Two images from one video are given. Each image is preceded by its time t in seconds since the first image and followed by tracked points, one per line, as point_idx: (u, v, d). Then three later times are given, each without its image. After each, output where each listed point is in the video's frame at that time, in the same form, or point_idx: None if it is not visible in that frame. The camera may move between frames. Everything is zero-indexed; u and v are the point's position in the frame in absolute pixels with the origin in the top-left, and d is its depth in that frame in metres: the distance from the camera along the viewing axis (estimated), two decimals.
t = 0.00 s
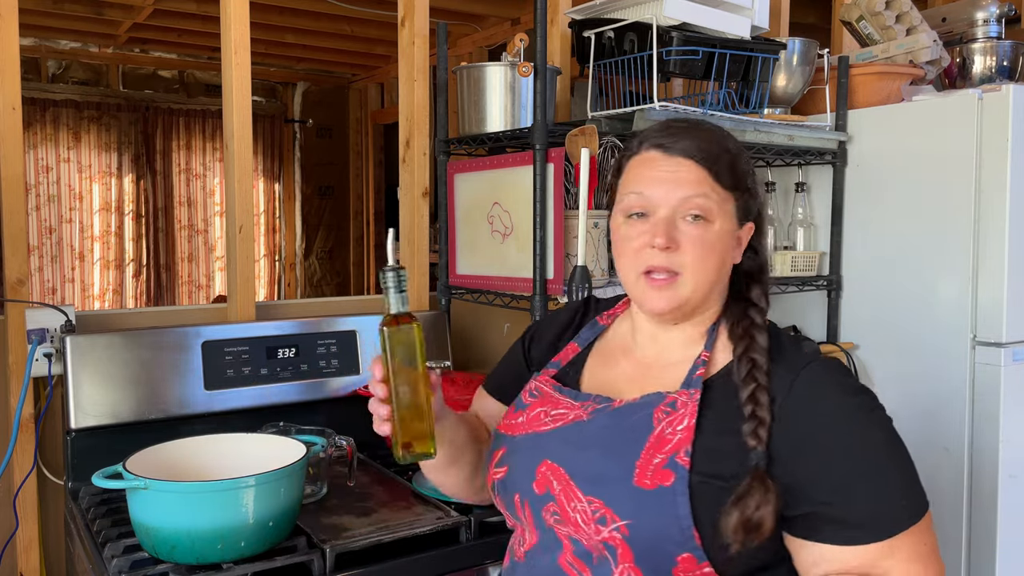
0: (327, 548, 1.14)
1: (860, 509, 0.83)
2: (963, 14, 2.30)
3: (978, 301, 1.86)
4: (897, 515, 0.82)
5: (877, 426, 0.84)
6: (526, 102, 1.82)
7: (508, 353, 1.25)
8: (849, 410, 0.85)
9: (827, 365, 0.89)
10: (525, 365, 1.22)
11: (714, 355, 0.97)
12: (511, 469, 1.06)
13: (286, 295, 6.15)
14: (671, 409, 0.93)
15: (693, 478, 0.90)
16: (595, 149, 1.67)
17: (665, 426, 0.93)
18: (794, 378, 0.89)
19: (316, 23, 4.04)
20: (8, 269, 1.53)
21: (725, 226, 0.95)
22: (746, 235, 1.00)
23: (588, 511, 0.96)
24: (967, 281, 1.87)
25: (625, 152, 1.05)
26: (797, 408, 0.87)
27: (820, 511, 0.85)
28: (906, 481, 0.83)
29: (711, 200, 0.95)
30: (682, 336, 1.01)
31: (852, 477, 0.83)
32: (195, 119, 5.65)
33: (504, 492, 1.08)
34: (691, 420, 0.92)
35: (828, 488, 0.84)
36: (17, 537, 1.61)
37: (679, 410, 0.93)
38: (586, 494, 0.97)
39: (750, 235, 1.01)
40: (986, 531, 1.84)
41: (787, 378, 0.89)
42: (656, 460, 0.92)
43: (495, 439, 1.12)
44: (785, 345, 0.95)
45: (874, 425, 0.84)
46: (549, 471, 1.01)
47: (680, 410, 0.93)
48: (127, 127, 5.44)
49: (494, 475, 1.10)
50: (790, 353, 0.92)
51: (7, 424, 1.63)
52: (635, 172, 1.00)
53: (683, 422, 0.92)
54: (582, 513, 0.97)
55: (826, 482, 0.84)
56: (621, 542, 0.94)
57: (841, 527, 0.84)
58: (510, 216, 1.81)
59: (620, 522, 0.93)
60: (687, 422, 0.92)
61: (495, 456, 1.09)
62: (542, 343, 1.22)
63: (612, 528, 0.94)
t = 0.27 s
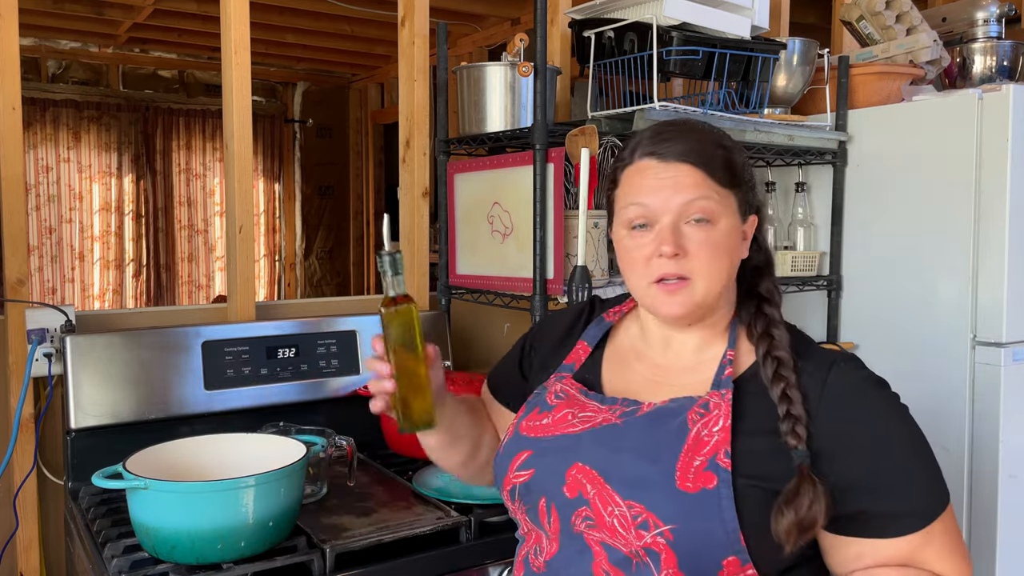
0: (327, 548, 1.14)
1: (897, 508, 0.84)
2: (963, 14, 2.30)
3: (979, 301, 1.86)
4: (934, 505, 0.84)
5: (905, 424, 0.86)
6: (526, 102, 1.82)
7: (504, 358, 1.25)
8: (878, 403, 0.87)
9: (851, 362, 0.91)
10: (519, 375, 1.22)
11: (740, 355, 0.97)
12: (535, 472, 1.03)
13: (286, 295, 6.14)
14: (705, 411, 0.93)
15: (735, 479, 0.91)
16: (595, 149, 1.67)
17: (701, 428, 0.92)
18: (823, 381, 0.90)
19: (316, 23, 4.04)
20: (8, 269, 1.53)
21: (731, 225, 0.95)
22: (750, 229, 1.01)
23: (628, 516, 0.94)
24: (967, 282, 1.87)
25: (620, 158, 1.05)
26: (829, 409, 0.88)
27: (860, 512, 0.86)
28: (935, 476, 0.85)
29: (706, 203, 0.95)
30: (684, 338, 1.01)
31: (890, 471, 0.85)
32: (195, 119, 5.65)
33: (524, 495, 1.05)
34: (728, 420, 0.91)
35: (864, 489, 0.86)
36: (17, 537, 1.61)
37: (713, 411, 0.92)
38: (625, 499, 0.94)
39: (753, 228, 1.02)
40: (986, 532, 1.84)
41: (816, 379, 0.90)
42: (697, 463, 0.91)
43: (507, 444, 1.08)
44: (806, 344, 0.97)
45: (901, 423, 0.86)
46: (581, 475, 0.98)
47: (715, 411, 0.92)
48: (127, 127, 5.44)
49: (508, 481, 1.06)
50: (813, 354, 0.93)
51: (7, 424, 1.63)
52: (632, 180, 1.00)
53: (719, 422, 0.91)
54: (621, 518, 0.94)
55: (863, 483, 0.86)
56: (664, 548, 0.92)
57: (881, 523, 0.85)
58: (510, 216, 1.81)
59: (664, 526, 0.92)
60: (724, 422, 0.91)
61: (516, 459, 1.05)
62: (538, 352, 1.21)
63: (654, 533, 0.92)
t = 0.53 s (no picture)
0: (327, 548, 1.14)
1: (904, 538, 0.82)
2: (963, 14, 2.30)
3: (979, 302, 1.86)
4: (937, 543, 0.82)
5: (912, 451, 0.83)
6: (526, 102, 1.82)
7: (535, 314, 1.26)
8: (890, 435, 0.83)
9: (864, 387, 0.87)
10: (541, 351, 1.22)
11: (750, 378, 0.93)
12: (538, 466, 1.02)
13: (286, 295, 6.15)
14: (713, 435, 0.90)
15: (732, 506, 0.89)
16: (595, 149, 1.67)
17: (706, 451, 0.90)
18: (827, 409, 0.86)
19: (316, 23, 4.04)
20: (8, 269, 1.53)
21: (656, 248, 0.91)
22: (717, 252, 0.90)
23: (620, 527, 0.94)
24: (967, 282, 1.87)
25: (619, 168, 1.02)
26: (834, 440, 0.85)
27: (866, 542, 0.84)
28: (943, 503, 0.83)
29: (663, 219, 0.90)
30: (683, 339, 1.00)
31: (896, 506, 0.82)
32: (195, 119, 5.65)
33: (524, 488, 1.05)
34: (734, 450, 0.89)
35: (871, 518, 0.83)
36: (17, 537, 1.61)
37: (721, 437, 0.90)
38: (619, 510, 0.94)
39: (725, 251, 0.90)
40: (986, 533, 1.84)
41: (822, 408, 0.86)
42: (694, 485, 0.89)
43: (518, 435, 1.07)
44: (813, 363, 0.92)
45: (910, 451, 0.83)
46: (580, 477, 0.98)
47: (722, 437, 0.90)
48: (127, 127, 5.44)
49: (513, 472, 1.06)
50: (821, 377, 0.89)
51: (7, 424, 1.63)
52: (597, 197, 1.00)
53: (725, 449, 0.89)
54: (612, 527, 0.94)
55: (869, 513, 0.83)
56: (652, 565, 0.92)
57: (883, 558, 0.83)
58: (510, 216, 1.81)
59: (653, 545, 0.91)
60: (729, 450, 0.89)
61: (523, 450, 1.05)
62: (558, 334, 1.20)
63: (642, 550, 0.92)
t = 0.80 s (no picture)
0: (327, 548, 1.14)
1: (889, 543, 0.82)
2: (963, 14, 2.30)
3: (979, 302, 1.86)
4: (919, 551, 0.82)
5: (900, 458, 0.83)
6: (526, 102, 1.82)
7: (534, 295, 1.24)
8: (876, 442, 0.83)
9: (851, 391, 0.87)
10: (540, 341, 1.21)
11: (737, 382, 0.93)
12: (521, 463, 1.03)
13: (286, 295, 6.15)
14: (688, 433, 0.91)
15: (700, 506, 0.89)
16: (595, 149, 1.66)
17: (681, 450, 0.90)
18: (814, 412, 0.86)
19: (316, 23, 4.04)
20: (8, 269, 1.53)
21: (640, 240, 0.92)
22: (697, 252, 0.90)
23: (592, 525, 0.94)
24: (967, 282, 1.87)
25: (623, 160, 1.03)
26: (819, 445, 0.85)
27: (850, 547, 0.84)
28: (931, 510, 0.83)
29: (646, 216, 0.92)
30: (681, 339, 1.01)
31: (879, 514, 0.82)
32: (195, 119, 5.65)
33: (510, 484, 1.05)
34: (707, 449, 0.89)
35: (856, 523, 0.83)
36: (17, 537, 1.61)
37: (696, 436, 0.90)
38: (591, 507, 0.94)
39: (706, 252, 0.90)
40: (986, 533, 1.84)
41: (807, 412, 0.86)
42: (665, 483, 0.90)
43: (506, 431, 1.08)
44: (803, 367, 0.92)
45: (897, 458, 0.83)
46: (557, 475, 0.98)
47: (698, 436, 0.90)
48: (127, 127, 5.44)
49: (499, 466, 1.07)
50: (808, 380, 0.89)
51: (7, 424, 1.63)
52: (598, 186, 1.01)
53: (699, 449, 0.90)
54: (585, 525, 0.95)
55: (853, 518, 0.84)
56: (622, 563, 0.92)
57: (864, 563, 0.84)
58: (510, 216, 1.81)
59: (621, 542, 0.92)
60: (703, 450, 0.89)
61: (507, 447, 1.06)
62: (559, 328, 1.19)
63: (613, 547, 0.93)
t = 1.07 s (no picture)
0: (327, 548, 1.14)
1: (887, 539, 0.82)
2: (963, 14, 2.30)
3: (979, 302, 1.86)
4: (915, 547, 0.82)
5: (896, 454, 0.83)
6: (526, 102, 1.82)
7: (526, 295, 1.24)
8: (871, 438, 0.83)
9: (845, 387, 0.87)
10: (530, 341, 1.21)
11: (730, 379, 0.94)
12: (515, 468, 1.03)
13: (286, 295, 6.15)
14: (684, 434, 0.91)
15: (699, 507, 0.89)
16: (595, 149, 1.66)
17: (676, 451, 0.90)
18: (810, 409, 0.86)
19: (316, 23, 4.04)
20: (8, 269, 1.53)
21: (630, 238, 0.93)
22: (690, 250, 0.90)
23: (590, 529, 0.94)
24: (967, 282, 1.87)
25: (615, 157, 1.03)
26: (814, 441, 0.85)
27: (847, 542, 0.85)
28: (928, 506, 0.83)
29: (640, 213, 0.91)
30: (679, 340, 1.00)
31: (876, 509, 0.83)
32: (196, 119, 5.65)
33: (506, 489, 1.05)
34: (703, 449, 0.89)
35: (854, 519, 0.84)
36: (17, 537, 1.61)
37: (692, 437, 0.90)
38: (589, 511, 0.94)
39: (698, 251, 0.90)
40: (986, 533, 1.84)
41: (802, 407, 0.86)
42: (663, 486, 0.90)
43: (500, 435, 1.08)
44: (798, 362, 0.92)
45: (893, 453, 0.83)
46: (553, 479, 0.98)
47: (694, 437, 0.90)
48: (127, 127, 5.44)
49: (494, 473, 1.07)
50: (803, 376, 0.89)
51: (7, 424, 1.63)
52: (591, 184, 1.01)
53: (695, 449, 0.90)
54: (582, 529, 0.95)
55: (851, 514, 0.84)
56: (622, 566, 0.93)
57: (861, 560, 0.84)
58: (510, 216, 1.81)
59: (621, 546, 0.92)
60: (700, 450, 0.89)
61: (500, 453, 1.06)
62: (550, 328, 1.19)
63: (612, 551, 0.93)
